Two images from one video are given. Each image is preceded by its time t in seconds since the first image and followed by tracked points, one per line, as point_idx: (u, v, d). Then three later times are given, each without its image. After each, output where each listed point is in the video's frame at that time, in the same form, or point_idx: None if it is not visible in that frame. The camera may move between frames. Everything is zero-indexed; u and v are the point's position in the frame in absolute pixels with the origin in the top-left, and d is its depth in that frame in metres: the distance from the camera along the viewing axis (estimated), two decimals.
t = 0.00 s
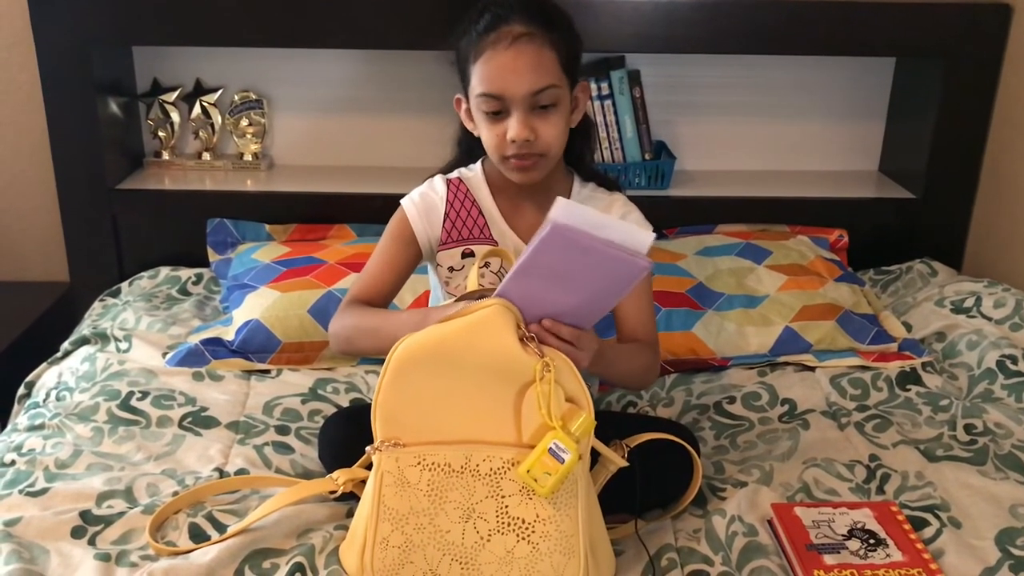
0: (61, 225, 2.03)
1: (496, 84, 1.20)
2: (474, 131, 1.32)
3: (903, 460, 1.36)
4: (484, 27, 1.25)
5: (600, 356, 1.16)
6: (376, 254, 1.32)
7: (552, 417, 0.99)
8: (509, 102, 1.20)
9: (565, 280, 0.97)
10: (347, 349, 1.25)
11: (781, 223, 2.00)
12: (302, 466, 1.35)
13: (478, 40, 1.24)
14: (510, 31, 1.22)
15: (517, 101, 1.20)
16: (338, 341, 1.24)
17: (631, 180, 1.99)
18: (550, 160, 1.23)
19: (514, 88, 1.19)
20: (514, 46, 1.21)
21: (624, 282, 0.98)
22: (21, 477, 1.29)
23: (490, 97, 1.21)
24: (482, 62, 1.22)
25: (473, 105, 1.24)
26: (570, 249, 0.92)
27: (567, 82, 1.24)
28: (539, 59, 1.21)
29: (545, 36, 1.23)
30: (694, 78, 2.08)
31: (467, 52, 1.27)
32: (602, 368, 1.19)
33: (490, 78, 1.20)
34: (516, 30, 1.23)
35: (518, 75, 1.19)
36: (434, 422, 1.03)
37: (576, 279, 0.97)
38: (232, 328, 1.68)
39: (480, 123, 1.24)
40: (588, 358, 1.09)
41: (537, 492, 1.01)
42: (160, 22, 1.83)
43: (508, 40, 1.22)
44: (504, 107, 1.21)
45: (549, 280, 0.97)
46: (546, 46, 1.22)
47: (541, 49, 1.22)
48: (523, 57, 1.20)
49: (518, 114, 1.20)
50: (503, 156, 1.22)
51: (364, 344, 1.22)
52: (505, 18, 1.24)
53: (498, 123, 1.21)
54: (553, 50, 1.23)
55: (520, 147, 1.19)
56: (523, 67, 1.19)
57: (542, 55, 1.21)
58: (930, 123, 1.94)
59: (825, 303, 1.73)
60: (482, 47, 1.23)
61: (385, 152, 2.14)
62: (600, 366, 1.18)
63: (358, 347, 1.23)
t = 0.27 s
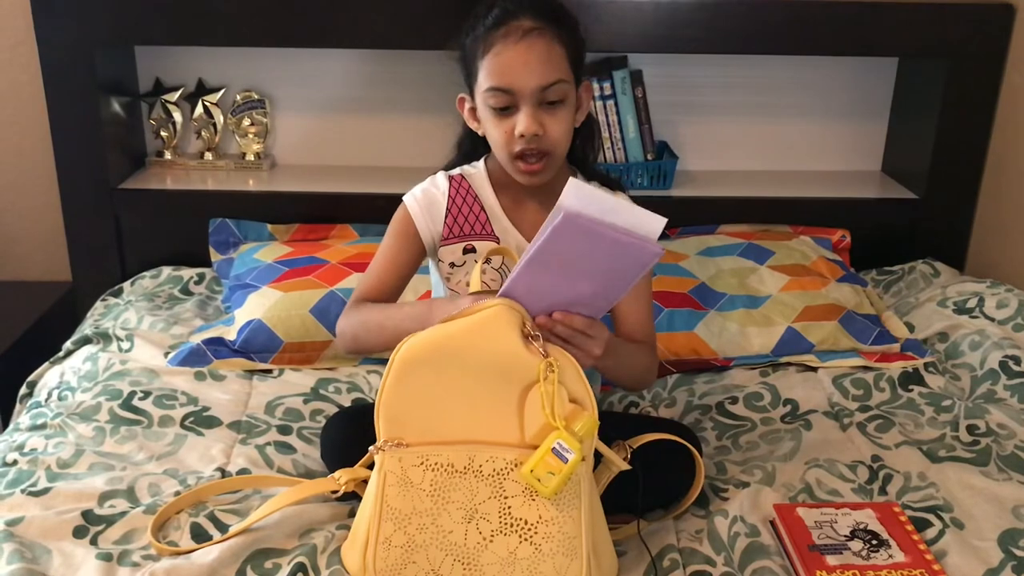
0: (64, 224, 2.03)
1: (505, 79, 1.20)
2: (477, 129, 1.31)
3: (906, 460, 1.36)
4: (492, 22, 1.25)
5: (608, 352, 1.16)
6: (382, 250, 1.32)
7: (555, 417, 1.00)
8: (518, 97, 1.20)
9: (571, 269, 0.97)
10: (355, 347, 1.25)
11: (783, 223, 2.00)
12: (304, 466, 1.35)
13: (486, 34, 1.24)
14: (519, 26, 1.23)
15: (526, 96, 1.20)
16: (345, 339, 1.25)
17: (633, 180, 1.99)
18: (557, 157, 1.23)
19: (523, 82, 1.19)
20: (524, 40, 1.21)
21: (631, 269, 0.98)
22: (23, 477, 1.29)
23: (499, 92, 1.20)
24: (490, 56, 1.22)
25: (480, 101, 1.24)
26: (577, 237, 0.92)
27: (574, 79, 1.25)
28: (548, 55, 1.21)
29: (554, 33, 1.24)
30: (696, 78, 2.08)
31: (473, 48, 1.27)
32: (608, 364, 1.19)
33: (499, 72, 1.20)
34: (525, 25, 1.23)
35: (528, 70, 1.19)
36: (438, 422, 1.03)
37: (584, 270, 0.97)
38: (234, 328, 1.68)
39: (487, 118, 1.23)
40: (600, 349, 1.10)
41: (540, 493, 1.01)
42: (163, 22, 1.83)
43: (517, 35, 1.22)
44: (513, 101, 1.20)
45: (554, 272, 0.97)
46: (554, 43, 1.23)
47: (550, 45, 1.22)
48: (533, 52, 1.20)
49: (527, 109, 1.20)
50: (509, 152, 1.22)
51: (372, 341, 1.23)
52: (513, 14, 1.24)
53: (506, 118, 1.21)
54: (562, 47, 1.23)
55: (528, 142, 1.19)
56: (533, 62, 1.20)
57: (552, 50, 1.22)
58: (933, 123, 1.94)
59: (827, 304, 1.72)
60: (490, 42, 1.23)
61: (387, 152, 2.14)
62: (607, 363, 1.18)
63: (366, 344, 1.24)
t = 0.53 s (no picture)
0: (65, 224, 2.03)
1: (506, 76, 1.19)
2: (477, 129, 1.31)
3: (908, 460, 1.36)
4: (491, 20, 1.25)
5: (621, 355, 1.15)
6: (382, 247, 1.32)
7: (557, 409, 1.00)
8: (519, 94, 1.20)
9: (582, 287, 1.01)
10: (363, 343, 1.25)
11: (785, 222, 1.99)
12: (305, 466, 1.34)
13: (486, 32, 1.24)
14: (519, 24, 1.23)
15: (526, 93, 1.19)
16: (349, 336, 1.25)
17: (634, 180, 1.99)
18: (557, 155, 1.23)
19: (524, 79, 1.19)
20: (524, 38, 1.21)
21: (643, 305, 1.01)
22: (24, 476, 1.28)
23: (499, 89, 1.20)
24: (491, 54, 1.21)
25: (480, 100, 1.24)
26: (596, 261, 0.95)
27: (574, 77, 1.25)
28: (548, 52, 1.21)
29: (553, 31, 1.24)
30: (698, 77, 2.08)
31: (472, 47, 1.27)
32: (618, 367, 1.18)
33: (500, 70, 1.20)
34: (525, 23, 1.23)
35: (528, 67, 1.19)
36: (440, 417, 1.02)
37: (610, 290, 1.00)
38: (235, 328, 1.67)
39: (487, 116, 1.23)
40: (615, 356, 1.09)
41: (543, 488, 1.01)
42: (163, 22, 1.83)
43: (517, 33, 1.22)
44: (513, 99, 1.20)
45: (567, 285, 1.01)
46: (554, 40, 1.23)
47: (550, 43, 1.22)
48: (533, 50, 1.20)
49: (528, 106, 1.19)
50: (509, 150, 1.21)
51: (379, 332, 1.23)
52: (512, 12, 1.24)
53: (507, 116, 1.20)
54: (561, 45, 1.24)
55: (529, 139, 1.19)
56: (533, 59, 1.19)
57: (551, 48, 1.22)
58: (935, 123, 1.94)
59: (828, 303, 1.72)
60: (490, 40, 1.23)
61: (388, 151, 2.14)
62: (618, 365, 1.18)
63: (372, 339, 1.25)
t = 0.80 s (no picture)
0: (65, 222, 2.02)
1: (512, 75, 1.19)
2: (477, 128, 1.31)
3: (910, 460, 1.35)
4: (493, 18, 1.24)
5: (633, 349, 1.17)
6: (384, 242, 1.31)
7: (557, 404, 0.99)
8: (525, 92, 1.19)
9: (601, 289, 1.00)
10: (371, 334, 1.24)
11: (786, 221, 1.99)
12: (305, 465, 1.34)
13: (488, 30, 1.23)
14: (523, 22, 1.22)
15: (533, 91, 1.19)
16: (358, 324, 1.24)
17: (635, 179, 1.98)
18: (563, 153, 1.22)
19: (530, 77, 1.19)
20: (529, 36, 1.20)
21: (658, 313, 1.01)
22: (24, 476, 1.28)
23: (505, 88, 1.19)
24: (496, 53, 1.21)
25: (483, 99, 1.23)
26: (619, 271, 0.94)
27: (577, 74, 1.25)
28: (553, 50, 1.21)
29: (556, 29, 1.24)
30: (699, 76, 2.07)
31: (473, 45, 1.26)
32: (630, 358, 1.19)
33: (507, 68, 1.19)
34: (529, 20, 1.22)
35: (534, 65, 1.19)
36: (440, 413, 1.02)
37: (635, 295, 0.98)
38: (235, 327, 1.67)
39: (491, 115, 1.22)
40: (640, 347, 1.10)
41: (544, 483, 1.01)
42: (164, 21, 1.83)
43: (522, 30, 1.21)
44: (519, 97, 1.20)
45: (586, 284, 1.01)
46: (558, 38, 1.23)
47: (555, 40, 1.22)
48: (539, 48, 1.20)
49: (535, 105, 1.19)
50: (515, 148, 1.21)
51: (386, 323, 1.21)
52: (515, 9, 1.24)
53: (513, 114, 1.20)
54: (565, 42, 1.23)
55: (537, 137, 1.18)
56: (540, 57, 1.19)
57: (556, 45, 1.21)
58: (937, 122, 1.93)
59: (829, 302, 1.72)
60: (494, 38, 1.22)
61: (389, 151, 2.14)
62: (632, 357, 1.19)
63: (382, 328, 1.23)
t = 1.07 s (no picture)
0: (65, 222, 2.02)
1: (530, 88, 1.19)
2: (481, 131, 1.31)
3: (911, 460, 1.35)
4: (507, 29, 1.22)
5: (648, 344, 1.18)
6: (389, 235, 1.28)
7: (558, 405, 0.99)
8: (543, 106, 1.19)
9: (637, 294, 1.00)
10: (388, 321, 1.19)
11: (786, 221, 1.99)
12: (306, 465, 1.34)
13: (504, 41, 1.22)
14: (541, 33, 1.21)
15: (551, 104, 1.19)
16: (384, 306, 1.18)
17: (636, 178, 1.98)
18: (574, 159, 1.24)
19: (550, 92, 1.19)
20: (548, 50, 1.20)
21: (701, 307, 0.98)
22: (25, 476, 1.28)
23: (523, 102, 1.19)
24: (513, 66, 1.20)
25: (497, 108, 1.22)
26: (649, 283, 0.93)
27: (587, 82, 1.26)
28: (570, 63, 1.21)
29: (570, 39, 1.24)
30: (700, 76, 2.07)
31: (485, 54, 1.24)
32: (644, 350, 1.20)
33: (525, 82, 1.19)
34: (544, 32, 1.22)
35: (554, 79, 1.19)
36: (441, 413, 1.02)
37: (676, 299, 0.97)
38: (236, 327, 1.67)
39: (506, 127, 1.22)
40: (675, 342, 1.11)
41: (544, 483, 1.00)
42: (165, 22, 1.83)
43: (540, 44, 1.20)
44: (537, 110, 1.20)
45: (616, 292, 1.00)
46: (574, 49, 1.23)
47: (571, 52, 1.22)
48: (557, 61, 1.19)
49: (553, 118, 1.19)
50: (531, 159, 1.22)
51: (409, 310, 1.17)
52: (529, 19, 1.22)
53: (531, 127, 1.20)
54: (578, 52, 1.24)
55: (555, 150, 1.19)
56: (559, 72, 1.19)
57: (573, 58, 1.22)
58: (938, 122, 1.93)
59: (830, 302, 1.72)
60: (510, 50, 1.21)
61: (389, 151, 2.14)
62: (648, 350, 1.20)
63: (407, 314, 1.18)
